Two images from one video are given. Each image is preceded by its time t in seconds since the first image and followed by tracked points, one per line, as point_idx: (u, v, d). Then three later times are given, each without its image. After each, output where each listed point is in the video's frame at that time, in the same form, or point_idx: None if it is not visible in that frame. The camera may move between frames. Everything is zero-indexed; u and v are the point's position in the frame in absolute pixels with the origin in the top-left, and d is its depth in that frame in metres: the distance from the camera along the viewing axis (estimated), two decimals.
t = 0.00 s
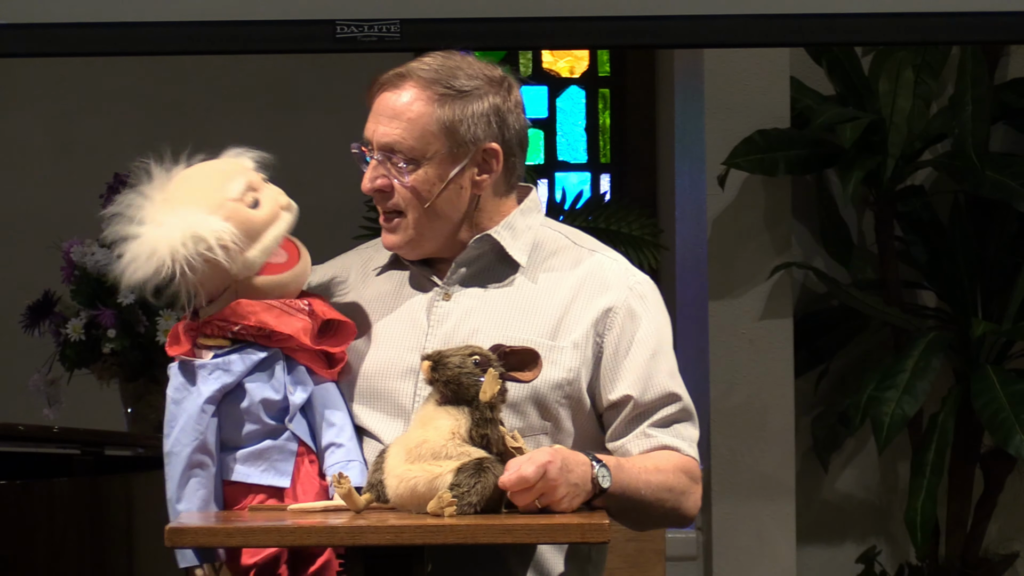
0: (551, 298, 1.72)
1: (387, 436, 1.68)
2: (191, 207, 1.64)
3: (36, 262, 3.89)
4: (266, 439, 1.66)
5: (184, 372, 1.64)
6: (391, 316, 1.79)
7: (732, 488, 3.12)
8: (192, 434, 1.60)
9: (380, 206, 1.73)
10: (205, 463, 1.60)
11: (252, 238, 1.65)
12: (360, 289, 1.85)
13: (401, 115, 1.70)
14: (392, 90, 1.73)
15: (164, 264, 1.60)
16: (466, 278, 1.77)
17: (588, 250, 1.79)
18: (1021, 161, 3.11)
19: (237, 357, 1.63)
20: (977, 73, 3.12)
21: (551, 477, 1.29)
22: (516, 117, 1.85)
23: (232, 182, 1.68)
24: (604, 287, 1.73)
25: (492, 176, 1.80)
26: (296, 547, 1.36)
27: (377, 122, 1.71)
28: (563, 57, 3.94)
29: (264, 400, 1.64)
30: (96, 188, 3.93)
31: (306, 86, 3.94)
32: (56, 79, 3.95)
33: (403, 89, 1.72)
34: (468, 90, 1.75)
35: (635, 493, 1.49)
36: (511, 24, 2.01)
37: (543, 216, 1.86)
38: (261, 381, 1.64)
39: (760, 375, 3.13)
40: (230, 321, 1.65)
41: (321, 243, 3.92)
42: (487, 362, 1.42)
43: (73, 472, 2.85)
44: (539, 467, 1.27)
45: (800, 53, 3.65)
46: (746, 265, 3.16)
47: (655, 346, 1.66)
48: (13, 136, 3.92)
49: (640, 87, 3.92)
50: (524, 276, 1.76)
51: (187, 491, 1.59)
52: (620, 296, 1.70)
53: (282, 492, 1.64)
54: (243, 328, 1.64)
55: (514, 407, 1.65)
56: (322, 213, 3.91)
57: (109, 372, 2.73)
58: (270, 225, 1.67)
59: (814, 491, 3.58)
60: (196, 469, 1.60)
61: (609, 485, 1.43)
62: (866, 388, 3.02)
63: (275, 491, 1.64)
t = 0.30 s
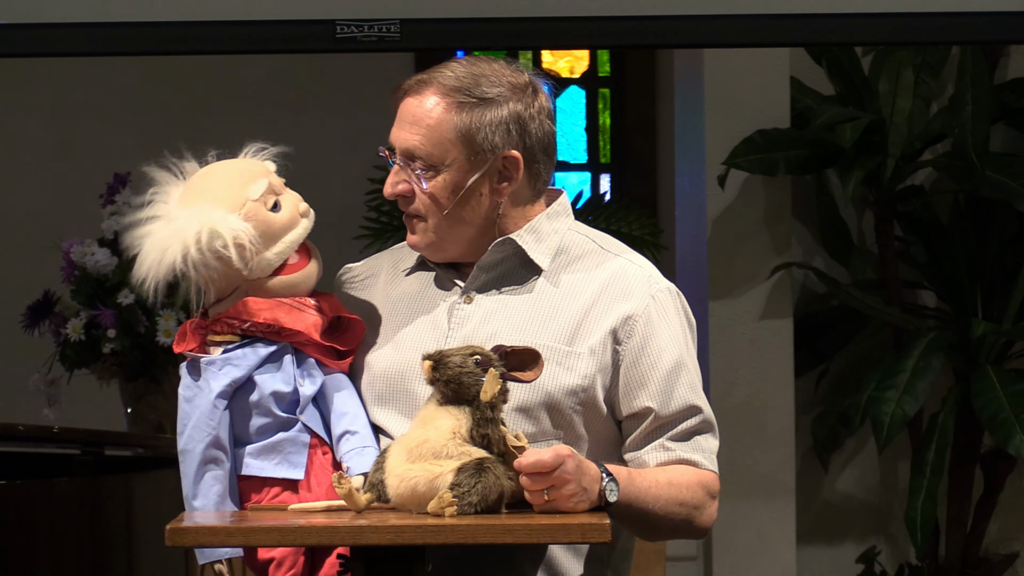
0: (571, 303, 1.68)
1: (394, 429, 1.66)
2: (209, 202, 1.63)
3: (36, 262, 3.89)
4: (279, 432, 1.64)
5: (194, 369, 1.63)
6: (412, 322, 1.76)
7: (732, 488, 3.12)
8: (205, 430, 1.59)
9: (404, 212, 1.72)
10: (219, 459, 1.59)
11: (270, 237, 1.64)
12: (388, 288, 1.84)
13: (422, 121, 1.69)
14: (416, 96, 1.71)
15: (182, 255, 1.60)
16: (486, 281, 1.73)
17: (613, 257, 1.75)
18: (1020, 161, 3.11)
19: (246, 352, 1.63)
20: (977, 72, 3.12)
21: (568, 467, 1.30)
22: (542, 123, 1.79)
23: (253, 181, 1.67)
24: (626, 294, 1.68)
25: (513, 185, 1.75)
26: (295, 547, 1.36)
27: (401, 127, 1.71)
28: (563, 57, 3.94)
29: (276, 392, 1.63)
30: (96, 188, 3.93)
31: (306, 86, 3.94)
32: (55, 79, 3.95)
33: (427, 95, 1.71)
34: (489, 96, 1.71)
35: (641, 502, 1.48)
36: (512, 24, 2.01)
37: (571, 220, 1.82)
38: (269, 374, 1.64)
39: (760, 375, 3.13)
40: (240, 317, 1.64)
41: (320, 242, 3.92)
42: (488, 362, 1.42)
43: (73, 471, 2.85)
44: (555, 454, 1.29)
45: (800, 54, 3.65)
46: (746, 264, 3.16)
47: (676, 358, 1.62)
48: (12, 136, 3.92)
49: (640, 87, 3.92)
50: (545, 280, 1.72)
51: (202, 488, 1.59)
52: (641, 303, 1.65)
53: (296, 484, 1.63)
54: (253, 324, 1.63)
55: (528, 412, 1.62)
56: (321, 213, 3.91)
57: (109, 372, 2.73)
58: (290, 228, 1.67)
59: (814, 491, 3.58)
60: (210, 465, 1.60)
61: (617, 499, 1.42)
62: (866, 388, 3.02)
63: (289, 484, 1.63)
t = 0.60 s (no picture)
0: (580, 304, 1.68)
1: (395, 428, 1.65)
2: (196, 201, 1.64)
3: (35, 262, 3.89)
4: (280, 437, 1.64)
5: (199, 369, 1.64)
6: (423, 321, 1.74)
7: (733, 488, 3.12)
8: (204, 432, 1.59)
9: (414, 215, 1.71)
10: (216, 461, 1.59)
11: (250, 236, 1.62)
12: (402, 289, 1.82)
13: (431, 124, 1.66)
14: (424, 99, 1.69)
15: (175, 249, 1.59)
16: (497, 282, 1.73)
17: (625, 258, 1.73)
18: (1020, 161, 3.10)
19: (249, 355, 1.62)
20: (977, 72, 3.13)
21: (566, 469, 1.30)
22: (550, 122, 1.77)
23: (234, 175, 1.66)
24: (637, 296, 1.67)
25: (523, 186, 1.73)
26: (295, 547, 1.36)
27: (410, 130, 1.68)
28: (563, 57, 3.94)
29: (278, 397, 1.62)
30: (96, 188, 3.93)
31: (306, 86, 3.94)
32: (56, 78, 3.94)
33: (435, 97, 1.68)
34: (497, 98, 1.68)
35: (642, 500, 1.48)
36: (512, 24, 2.01)
37: (583, 219, 1.81)
38: (272, 378, 1.63)
39: (761, 375, 3.13)
40: (246, 320, 1.63)
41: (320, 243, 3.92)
42: (487, 362, 1.43)
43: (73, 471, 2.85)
44: (554, 457, 1.29)
45: (799, 54, 3.65)
46: (746, 264, 3.16)
47: (685, 359, 1.60)
48: (12, 135, 3.92)
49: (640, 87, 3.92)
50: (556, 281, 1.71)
51: (198, 489, 1.59)
52: (651, 304, 1.64)
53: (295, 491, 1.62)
54: (257, 328, 1.62)
55: (536, 413, 1.62)
56: (321, 214, 3.91)
57: (109, 372, 2.73)
58: (272, 220, 1.64)
59: (814, 491, 3.58)
60: (207, 467, 1.60)
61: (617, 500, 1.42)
62: (866, 388, 3.02)
63: (288, 490, 1.63)
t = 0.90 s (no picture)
0: (576, 311, 1.67)
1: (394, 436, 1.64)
2: (207, 199, 1.66)
3: (35, 262, 3.89)
4: (283, 444, 1.65)
5: (207, 370, 1.64)
6: (418, 330, 1.73)
7: (733, 488, 3.12)
8: (207, 434, 1.60)
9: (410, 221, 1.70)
10: (218, 464, 1.60)
11: (257, 238, 1.63)
12: (400, 293, 1.80)
13: (425, 132, 1.65)
14: (418, 106, 1.68)
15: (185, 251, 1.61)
16: (495, 289, 1.71)
17: (621, 261, 1.73)
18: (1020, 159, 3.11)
19: (256, 360, 1.63)
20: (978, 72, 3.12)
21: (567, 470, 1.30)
22: (546, 127, 1.75)
23: (245, 176, 1.67)
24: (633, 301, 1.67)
25: (518, 194, 1.72)
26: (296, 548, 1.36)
27: (405, 137, 1.68)
28: (563, 57, 3.94)
29: (283, 405, 1.64)
30: (95, 188, 3.93)
31: (306, 86, 3.94)
32: (56, 78, 3.94)
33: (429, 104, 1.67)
34: (490, 105, 1.67)
35: (643, 502, 1.49)
36: (512, 24, 2.00)
37: (579, 221, 1.80)
38: (278, 387, 1.64)
39: (761, 375, 3.13)
40: (255, 325, 1.64)
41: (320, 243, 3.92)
42: (487, 361, 1.43)
43: (73, 471, 2.85)
44: (557, 457, 1.29)
45: (800, 53, 3.65)
46: (746, 264, 3.16)
47: (681, 365, 1.60)
48: (12, 135, 3.92)
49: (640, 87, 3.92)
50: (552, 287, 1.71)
51: (199, 490, 1.59)
52: (647, 310, 1.63)
53: (296, 498, 1.63)
54: (266, 333, 1.63)
55: (534, 423, 1.62)
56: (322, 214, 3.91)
57: (109, 372, 2.73)
58: (279, 224, 1.64)
59: (814, 491, 3.58)
60: (209, 469, 1.60)
61: (616, 500, 1.42)
62: (867, 388, 3.02)
63: (289, 496, 1.63)
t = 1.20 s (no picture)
0: (561, 300, 1.71)
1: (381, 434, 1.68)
2: (214, 206, 1.64)
3: (36, 262, 3.89)
4: (268, 445, 1.65)
5: (188, 375, 1.65)
6: (402, 327, 1.77)
7: (732, 488, 3.12)
8: (192, 437, 1.60)
9: (392, 219, 1.72)
10: (205, 467, 1.60)
11: (253, 255, 1.63)
12: (378, 293, 1.85)
13: (410, 130, 1.68)
14: (400, 104, 1.70)
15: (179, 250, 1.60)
16: (477, 286, 1.75)
17: (602, 251, 1.77)
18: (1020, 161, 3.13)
19: (238, 361, 1.63)
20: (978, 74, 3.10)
21: (540, 484, 1.29)
22: (526, 123, 1.80)
23: (259, 194, 1.67)
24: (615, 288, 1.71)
25: (501, 189, 1.77)
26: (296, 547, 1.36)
27: (387, 137, 1.69)
28: (563, 57, 3.95)
29: (267, 406, 1.64)
30: (96, 188, 3.93)
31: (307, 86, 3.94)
32: (56, 79, 3.93)
33: (412, 102, 1.70)
34: (474, 103, 1.71)
35: (639, 483, 1.49)
36: (512, 25, 1.97)
37: (557, 215, 1.84)
38: (261, 387, 1.65)
39: (761, 375, 3.13)
40: (236, 327, 1.65)
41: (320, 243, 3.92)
42: (488, 361, 1.42)
43: (73, 471, 2.85)
44: (526, 478, 1.27)
45: (800, 53, 3.65)
46: (746, 264, 3.16)
47: (664, 347, 1.65)
48: (13, 135, 3.92)
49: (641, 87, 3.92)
50: (536, 277, 1.74)
51: (186, 495, 1.60)
52: (629, 295, 1.68)
53: (284, 499, 1.64)
54: (249, 334, 1.64)
55: (525, 411, 1.64)
56: (322, 213, 3.91)
57: (109, 372, 2.73)
58: (282, 252, 1.66)
59: (814, 491, 3.58)
60: (195, 473, 1.60)
61: (614, 475, 1.43)
62: (866, 388, 3.02)
63: (276, 498, 1.64)
